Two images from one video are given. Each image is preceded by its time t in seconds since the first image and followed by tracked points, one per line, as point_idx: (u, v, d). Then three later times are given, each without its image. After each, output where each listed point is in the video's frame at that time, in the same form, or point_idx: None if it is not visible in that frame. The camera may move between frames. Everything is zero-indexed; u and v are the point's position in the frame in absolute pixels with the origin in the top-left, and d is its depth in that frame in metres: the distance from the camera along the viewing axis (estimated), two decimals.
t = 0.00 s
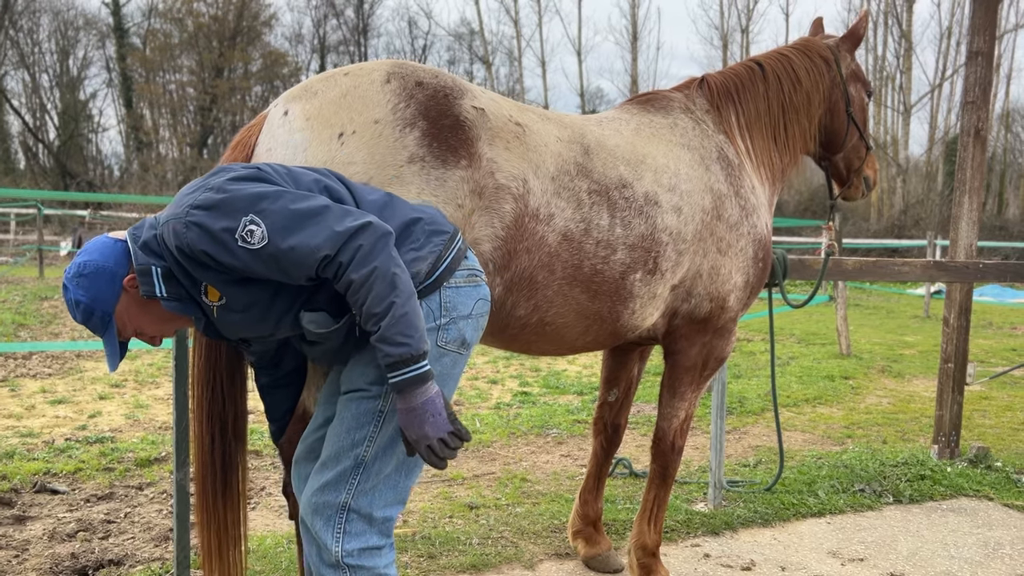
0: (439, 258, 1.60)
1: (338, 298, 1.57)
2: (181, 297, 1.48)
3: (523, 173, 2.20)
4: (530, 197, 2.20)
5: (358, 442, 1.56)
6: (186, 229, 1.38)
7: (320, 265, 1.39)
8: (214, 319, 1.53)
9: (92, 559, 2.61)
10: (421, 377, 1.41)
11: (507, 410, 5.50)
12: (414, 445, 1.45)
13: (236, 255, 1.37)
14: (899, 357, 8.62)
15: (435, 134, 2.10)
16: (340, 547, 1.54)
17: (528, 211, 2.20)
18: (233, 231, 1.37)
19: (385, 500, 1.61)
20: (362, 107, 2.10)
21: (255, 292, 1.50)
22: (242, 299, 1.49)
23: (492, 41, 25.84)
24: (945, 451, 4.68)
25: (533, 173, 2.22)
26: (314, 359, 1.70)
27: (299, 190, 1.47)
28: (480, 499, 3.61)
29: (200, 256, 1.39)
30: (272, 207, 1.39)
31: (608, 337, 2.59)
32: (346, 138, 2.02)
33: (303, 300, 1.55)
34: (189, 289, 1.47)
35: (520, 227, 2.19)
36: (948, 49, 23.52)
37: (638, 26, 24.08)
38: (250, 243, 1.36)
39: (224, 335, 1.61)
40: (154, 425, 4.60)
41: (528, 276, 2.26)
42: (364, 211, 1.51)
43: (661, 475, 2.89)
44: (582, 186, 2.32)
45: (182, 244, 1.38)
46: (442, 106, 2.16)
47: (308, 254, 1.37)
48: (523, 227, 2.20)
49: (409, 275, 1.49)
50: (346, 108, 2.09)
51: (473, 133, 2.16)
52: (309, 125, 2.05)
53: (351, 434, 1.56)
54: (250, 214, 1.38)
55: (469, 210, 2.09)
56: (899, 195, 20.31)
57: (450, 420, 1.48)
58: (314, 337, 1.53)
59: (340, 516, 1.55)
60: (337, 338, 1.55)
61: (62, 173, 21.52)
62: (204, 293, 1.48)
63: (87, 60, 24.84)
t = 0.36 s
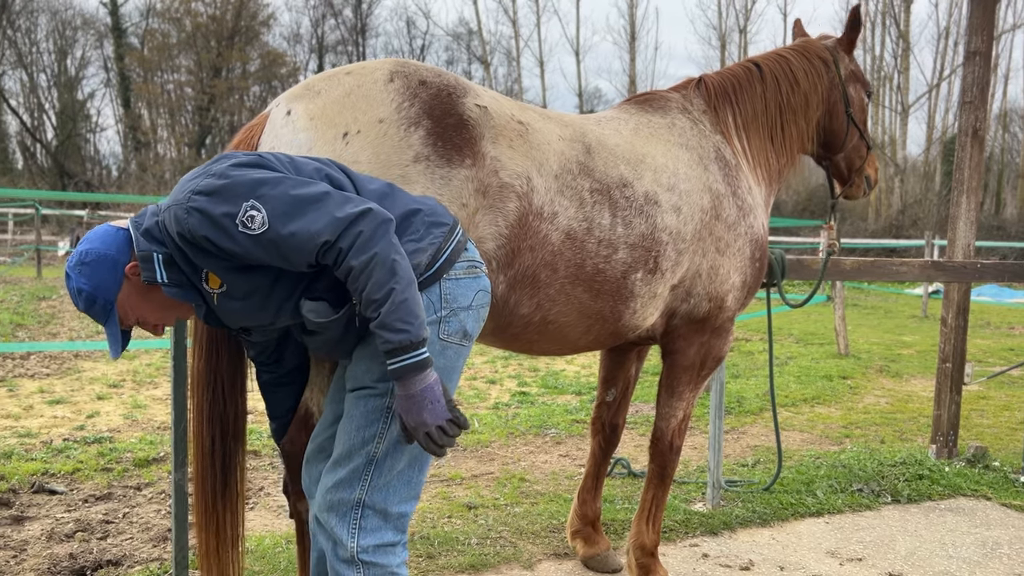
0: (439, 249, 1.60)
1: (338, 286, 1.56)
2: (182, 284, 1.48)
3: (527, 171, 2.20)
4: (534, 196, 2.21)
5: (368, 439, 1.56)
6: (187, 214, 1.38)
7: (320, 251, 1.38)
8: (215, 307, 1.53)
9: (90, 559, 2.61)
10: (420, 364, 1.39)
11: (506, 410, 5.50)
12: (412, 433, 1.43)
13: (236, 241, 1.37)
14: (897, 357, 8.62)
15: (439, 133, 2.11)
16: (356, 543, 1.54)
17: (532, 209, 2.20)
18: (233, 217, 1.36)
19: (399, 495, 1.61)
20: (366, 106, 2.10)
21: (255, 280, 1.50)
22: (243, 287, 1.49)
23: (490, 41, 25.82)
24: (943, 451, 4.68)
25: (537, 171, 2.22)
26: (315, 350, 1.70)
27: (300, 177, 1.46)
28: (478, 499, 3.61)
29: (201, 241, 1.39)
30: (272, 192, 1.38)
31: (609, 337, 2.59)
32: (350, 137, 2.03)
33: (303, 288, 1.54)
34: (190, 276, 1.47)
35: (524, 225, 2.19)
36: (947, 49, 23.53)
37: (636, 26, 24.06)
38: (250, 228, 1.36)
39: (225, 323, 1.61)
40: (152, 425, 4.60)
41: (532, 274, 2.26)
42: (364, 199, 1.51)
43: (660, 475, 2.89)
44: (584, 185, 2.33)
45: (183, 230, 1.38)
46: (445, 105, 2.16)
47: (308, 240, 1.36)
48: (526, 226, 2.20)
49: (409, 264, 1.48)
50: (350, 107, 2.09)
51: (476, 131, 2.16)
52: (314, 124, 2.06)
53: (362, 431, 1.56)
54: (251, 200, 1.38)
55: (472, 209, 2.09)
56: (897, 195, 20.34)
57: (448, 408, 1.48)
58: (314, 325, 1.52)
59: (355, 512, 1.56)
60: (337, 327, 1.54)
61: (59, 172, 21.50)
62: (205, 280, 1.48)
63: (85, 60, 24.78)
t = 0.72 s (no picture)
0: (450, 251, 1.59)
1: (346, 284, 1.55)
2: (187, 271, 1.44)
3: (524, 171, 2.20)
4: (532, 195, 2.21)
5: (379, 442, 1.56)
6: (198, 203, 1.35)
7: (333, 251, 1.37)
8: (218, 296, 1.51)
9: (85, 560, 2.60)
10: (424, 372, 1.39)
11: (502, 410, 5.50)
12: (412, 439, 1.45)
13: (248, 234, 1.35)
14: (893, 357, 8.64)
15: (436, 133, 2.10)
16: (366, 545, 1.54)
17: (529, 209, 2.20)
18: (247, 210, 1.34)
19: (409, 497, 1.61)
20: (364, 106, 2.09)
21: (262, 273, 1.49)
22: (249, 279, 1.48)
23: (486, 41, 25.81)
24: (939, 450, 4.69)
25: (534, 171, 2.22)
26: (316, 345, 1.69)
27: (316, 173, 1.44)
28: (475, 499, 3.61)
29: (210, 231, 1.36)
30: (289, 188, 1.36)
31: (606, 337, 2.59)
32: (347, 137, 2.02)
33: (311, 284, 1.54)
34: (196, 264, 1.44)
35: (521, 225, 2.19)
36: (943, 49, 23.56)
37: (633, 26, 24.04)
38: (264, 223, 1.34)
39: (226, 312, 1.59)
40: (148, 425, 4.59)
41: (529, 274, 2.26)
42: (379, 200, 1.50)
43: (656, 474, 2.89)
44: (581, 185, 2.33)
45: (193, 218, 1.36)
46: (442, 105, 2.16)
47: (322, 239, 1.35)
48: (524, 225, 2.20)
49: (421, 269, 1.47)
50: (347, 108, 2.09)
51: (473, 131, 2.16)
52: (310, 125, 2.05)
53: (371, 434, 1.56)
54: (266, 193, 1.35)
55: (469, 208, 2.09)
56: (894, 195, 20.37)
57: (449, 416, 1.48)
58: (320, 322, 1.51)
59: (366, 513, 1.56)
60: (342, 326, 1.53)
61: (55, 172, 21.45)
62: (211, 269, 1.46)
63: (81, 59, 24.70)
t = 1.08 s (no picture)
0: (456, 251, 1.58)
1: (349, 284, 1.55)
2: (185, 268, 1.44)
3: (516, 170, 2.20)
4: (523, 194, 2.21)
5: (380, 448, 1.56)
6: (200, 198, 1.34)
7: (340, 250, 1.36)
8: (218, 293, 1.51)
9: (78, 560, 2.60)
10: (435, 373, 1.38)
11: (497, 409, 5.50)
12: (423, 441, 1.43)
13: (252, 231, 1.34)
14: (888, 356, 8.67)
15: (428, 130, 2.11)
16: (365, 551, 1.54)
17: (520, 207, 2.21)
18: (252, 206, 1.33)
19: (409, 503, 1.61)
20: (355, 103, 2.09)
21: (264, 270, 1.48)
22: (250, 276, 1.47)
23: (482, 40, 25.79)
24: (933, 449, 4.71)
25: (525, 170, 2.22)
26: (314, 345, 1.69)
27: (322, 169, 1.43)
28: (470, 499, 3.61)
29: (212, 227, 1.35)
30: (294, 183, 1.35)
31: (599, 335, 2.60)
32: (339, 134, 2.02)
33: (313, 282, 1.53)
34: (194, 260, 1.44)
35: (513, 224, 2.20)
36: (938, 49, 23.62)
37: (628, 26, 24.05)
38: (268, 220, 1.33)
39: (224, 310, 1.58)
40: (142, 425, 4.58)
41: (520, 272, 2.26)
42: (386, 197, 1.49)
43: (651, 474, 2.89)
44: (573, 183, 2.33)
45: (194, 213, 1.35)
46: (434, 103, 2.16)
47: (329, 237, 1.34)
48: (515, 224, 2.20)
49: (429, 267, 1.46)
50: (339, 105, 2.09)
51: (465, 129, 2.16)
52: (302, 122, 2.05)
53: (373, 440, 1.56)
54: (271, 189, 1.34)
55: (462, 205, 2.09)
56: (889, 195, 20.43)
57: (461, 418, 1.47)
58: (320, 321, 1.51)
59: (365, 519, 1.56)
60: (343, 326, 1.53)
61: (49, 172, 21.38)
62: (210, 266, 1.46)
63: (74, 58, 24.60)
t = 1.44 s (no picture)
0: (448, 252, 1.58)
1: (339, 284, 1.55)
2: (174, 269, 1.43)
3: (512, 168, 2.20)
4: (519, 193, 2.21)
5: (369, 450, 1.55)
6: (188, 198, 1.34)
7: (329, 250, 1.35)
8: (208, 294, 1.50)
9: (70, 560, 2.59)
10: (426, 376, 1.39)
11: (492, 409, 5.50)
12: (413, 445, 1.43)
13: (240, 232, 1.34)
14: (882, 356, 8.70)
15: (425, 129, 2.11)
16: (353, 553, 1.54)
17: (516, 206, 2.21)
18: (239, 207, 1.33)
19: (398, 505, 1.61)
20: (351, 102, 2.09)
21: (254, 271, 1.48)
22: (240, 277, 1.47)
23: (477, 40, 25.78)
24: (926, 448, 4.73)
25: (522, 168, 2.22)
26: (306, 345, 1.68)
27: (311, 169, 1.43)
28: (464, 498, 3.61)
29: (200, 228, 1.35)
30: (282, 184, 1.35)
31: (592, 334, 2.60)
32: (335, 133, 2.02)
33: (303, 283, 1.53)
34: (183, 261, 1.43)
35: (509, 222, 2.20)
36: (931, 49, 23.73)
37: (622, 26, 24.07)
38: (256, 220, 1.33)
39: (214, 311, 1.58)
40: (135, 425, 4.57)
41: (515, 271, 2.26)
42: (376, 196, 1.48)
43: (644, 473, 2.90)
44: (568, 182, 2.33)
45: (181, 214, 1.34)
46: (430, 101, 2.16)
47: (318, 237, 1.34)
48: (511, 222, 2.20)
49: (420, 268, 1.46)
50: (334, 103, 2.09)
51: (462, 127, 2.16)
52: (298, 120, 2.05)
53: (361, 442, 1.56)
54: (259, 189, 1.34)
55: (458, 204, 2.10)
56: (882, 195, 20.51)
57: (452, 422, 1.47)
58: (310, 322, 1.50)
59: (353, 521, 1.56)
60: (333, 327, 1.53)
61: (42, 171, 21.29)
62: (200, 266, 1.45)
63: (68, 57, 24.49)
